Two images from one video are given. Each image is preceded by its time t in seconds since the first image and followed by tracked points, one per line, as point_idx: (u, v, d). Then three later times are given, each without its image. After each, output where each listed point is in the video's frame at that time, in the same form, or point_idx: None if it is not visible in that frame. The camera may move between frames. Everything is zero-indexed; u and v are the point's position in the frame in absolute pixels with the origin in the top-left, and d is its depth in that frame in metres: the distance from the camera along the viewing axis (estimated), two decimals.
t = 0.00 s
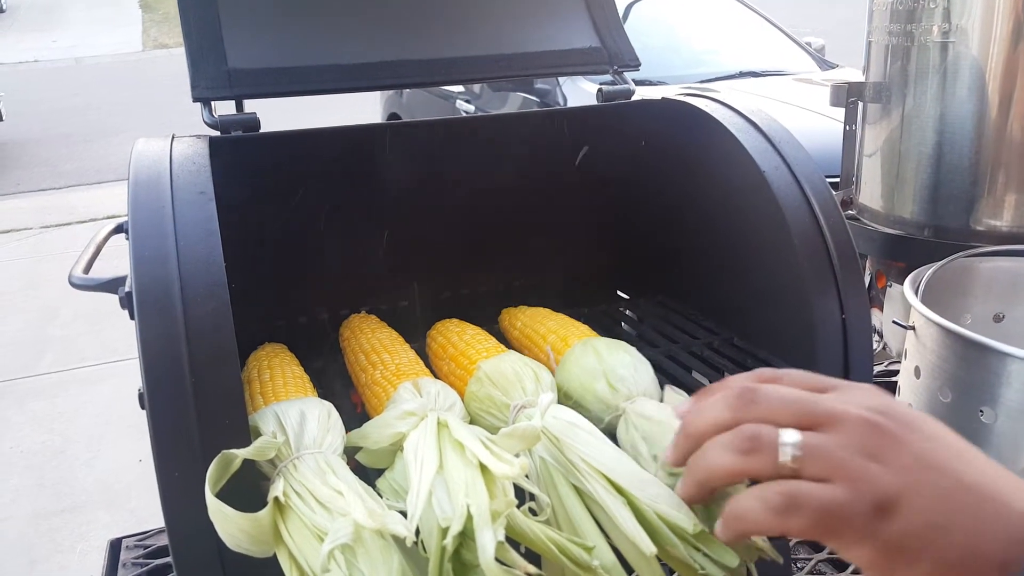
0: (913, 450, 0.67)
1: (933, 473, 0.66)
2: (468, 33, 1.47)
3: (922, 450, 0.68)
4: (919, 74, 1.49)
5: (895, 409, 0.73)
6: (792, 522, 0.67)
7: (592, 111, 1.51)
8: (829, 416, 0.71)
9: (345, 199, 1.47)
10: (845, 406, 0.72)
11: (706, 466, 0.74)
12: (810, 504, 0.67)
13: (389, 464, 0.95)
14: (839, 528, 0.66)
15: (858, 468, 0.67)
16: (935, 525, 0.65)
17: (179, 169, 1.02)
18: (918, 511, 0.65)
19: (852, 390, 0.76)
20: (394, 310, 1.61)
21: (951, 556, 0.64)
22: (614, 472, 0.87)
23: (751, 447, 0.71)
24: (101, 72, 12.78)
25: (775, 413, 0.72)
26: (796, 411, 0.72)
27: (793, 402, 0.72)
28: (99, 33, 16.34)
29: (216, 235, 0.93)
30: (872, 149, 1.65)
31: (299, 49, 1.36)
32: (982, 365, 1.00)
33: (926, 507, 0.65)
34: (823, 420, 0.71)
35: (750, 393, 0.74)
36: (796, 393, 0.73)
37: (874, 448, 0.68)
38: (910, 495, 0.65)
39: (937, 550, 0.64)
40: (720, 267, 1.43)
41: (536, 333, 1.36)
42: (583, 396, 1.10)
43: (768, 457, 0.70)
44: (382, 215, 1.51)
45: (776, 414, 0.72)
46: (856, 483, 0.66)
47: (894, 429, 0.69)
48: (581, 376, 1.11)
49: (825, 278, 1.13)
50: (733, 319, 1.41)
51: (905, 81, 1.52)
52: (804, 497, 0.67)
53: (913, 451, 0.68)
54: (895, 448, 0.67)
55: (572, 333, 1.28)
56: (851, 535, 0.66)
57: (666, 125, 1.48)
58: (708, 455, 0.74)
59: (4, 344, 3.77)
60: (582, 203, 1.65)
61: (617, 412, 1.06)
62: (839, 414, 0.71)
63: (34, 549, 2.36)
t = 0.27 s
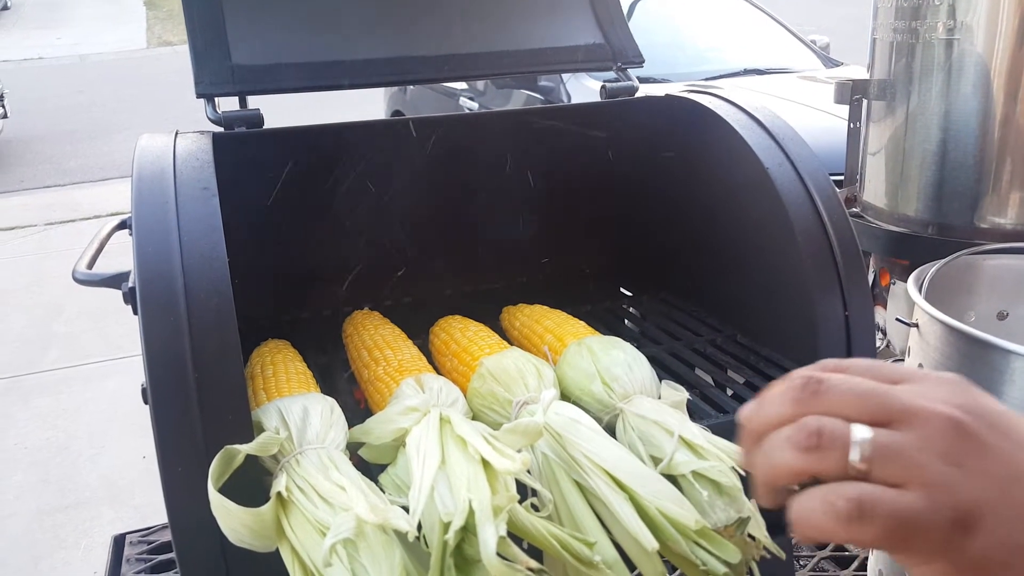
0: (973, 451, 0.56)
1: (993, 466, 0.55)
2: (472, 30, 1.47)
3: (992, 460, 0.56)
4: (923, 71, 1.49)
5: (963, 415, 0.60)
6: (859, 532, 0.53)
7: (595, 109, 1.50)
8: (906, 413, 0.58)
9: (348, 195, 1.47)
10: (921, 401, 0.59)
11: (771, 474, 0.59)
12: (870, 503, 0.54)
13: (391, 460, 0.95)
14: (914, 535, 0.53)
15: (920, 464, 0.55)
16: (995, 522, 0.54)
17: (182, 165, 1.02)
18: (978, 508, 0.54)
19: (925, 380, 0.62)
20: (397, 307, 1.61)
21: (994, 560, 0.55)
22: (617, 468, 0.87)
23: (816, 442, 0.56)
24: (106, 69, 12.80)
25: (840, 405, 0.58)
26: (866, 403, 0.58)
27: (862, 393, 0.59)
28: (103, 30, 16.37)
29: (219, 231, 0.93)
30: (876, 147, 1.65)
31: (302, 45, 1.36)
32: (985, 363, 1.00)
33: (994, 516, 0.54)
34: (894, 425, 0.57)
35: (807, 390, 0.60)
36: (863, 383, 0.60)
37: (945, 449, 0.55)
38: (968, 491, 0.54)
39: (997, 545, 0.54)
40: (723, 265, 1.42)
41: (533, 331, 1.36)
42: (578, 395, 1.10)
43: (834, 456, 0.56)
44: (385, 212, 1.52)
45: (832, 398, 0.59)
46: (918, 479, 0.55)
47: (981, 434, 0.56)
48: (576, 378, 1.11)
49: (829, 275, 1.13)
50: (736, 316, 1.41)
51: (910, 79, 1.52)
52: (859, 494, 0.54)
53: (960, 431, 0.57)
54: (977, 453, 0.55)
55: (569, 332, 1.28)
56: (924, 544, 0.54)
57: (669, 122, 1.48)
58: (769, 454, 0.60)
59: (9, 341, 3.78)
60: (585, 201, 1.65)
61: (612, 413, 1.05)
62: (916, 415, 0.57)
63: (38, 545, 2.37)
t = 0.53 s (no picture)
0: (1002, 536, 0.61)
1: None
2: (474, 29, 1.47)
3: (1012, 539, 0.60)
4: (927, 69, 1.48)
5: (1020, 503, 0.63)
6: None
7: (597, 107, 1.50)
8: (983, 529, 0.62)
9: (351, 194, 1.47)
10: (1000, 520, 0.62)
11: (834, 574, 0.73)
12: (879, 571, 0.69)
13: (393, 457, 0.95)
14: None
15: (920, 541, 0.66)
16: None
17: (185, 164, 1.02)
18: None
19: None
20: (399, 305, 1.62)
21: None
22: (617, 466, 0.87)
23: (873, 560, 0.69)
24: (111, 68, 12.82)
25: (904, 522, 0.67)
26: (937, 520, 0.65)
27: (921, 495, 0.68)
28: (108, 29, 16.40)
29: (221, 230, 0.93)
30: (880, 146, 1.64)
31: (305, 44, 1.36)
32: (987, 361, 1.00)
33: None
34: (918, 510, 0.67)
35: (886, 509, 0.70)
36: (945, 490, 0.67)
37: (939, 529, 0.65)
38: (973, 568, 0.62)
39: None
40: (725, 264, 1.42)
41: (535, 331, 1.37)
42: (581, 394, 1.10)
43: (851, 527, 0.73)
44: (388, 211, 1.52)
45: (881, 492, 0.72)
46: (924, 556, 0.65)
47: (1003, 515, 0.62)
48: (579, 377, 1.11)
49: (830, 273, 1.13)
50: (737, 315, 1.41)
51: (913, 77, 1.51)
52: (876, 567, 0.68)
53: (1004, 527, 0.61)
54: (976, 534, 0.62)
55: (570, 331, 1.28)
56: None
57: (672, 121, 1.47)
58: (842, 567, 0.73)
59: (14, 339, 3.80)
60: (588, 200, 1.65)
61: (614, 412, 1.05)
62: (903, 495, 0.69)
63: (43, 543, 2.38)
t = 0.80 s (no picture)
0: (939, 428, 0.66)
1: (947, 439, 0.65)
2: (473, 25, 1.47)
3: (935, 418, 0.67)
4: (929, 65, 1.48)
5: (928, 393, 0.70)
6: (774, 442, 0.68)
7: (598, 102, 1.49)
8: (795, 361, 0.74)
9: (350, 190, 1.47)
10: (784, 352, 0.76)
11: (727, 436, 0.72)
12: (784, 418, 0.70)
13: (392, 453, 0.95)
14: (818, 453, 0.67)
15: (851, 413, 0.67)
16: (906, 458, 0.65)
17: (183, 160, 1.02)
18: (910, 463, 0.64)
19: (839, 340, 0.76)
20: (400, 302, 1.62)
21: (943, 507, 0.64)
22: (616, 462, 0.86)
23: (770, 423, 0.68)
24: (113, 66, 12.82)
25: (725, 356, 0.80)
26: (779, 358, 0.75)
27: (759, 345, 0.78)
28: (110, 28, 16.41)
29: (219, 226, 0.93)
30: (881, 143, 1.64)
31: (303, 40, 1.36)
32: (990, 358, 0.99)
33: (911, 463, 0.64)
34: (880, 390, 0.69)
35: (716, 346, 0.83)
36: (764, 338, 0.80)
37: (842, 389, 0.69)
38: (880, 427, 0.66)
39: (908, 488, 0.64)
40: (725, 259, 1.42)
41: (534, 327, 1.36)
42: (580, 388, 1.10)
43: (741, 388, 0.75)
44: (387, 207, 1.52)
45: (750, 359, 0.77)
46: (863, 427, 0.66)
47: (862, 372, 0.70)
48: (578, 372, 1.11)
49: (831, 268, 1.13)
50: (738, 311, 1.41)
51: (915, 73, 1.51)
52: (794, 419, 0.68)
53: (941, 418, 0.67)
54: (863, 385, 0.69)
55: (570, 328, 1.28)
56: (831, 463, 0.66)
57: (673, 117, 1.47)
58: (726, 423, 0.73)
59: (17, 337, 3.80)
60: (589, 196, 1.65)
61: (614, 408, 1.05)
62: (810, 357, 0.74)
63: (46, 540, 2.39)
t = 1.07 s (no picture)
0: (885, 404, 0.77)
1: (892, 412, 0.76)
2: (473, 22, 1.46)
3: (883, 396, 0.77)
4: (929, 63, 1.47)
5: (869, 371, 0.81)
6: (739, 425, 0.80)
7: (597, 100, 1.49)
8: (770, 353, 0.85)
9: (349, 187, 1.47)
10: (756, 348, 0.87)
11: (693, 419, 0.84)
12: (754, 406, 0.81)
13: (387, 451, 0.95)
14: (778, 432, 0.79)
15: (806, 397, 0.80)
16: (857, 431, 0.76)
17: (179, 156, 1.02)
18: (863, 437, 0.76)
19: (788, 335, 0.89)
20: (398, 299, 1.62)
21: (893, 472, 0.75)
22: (611, 461, 0.86)
23: (733, 408, 0.80)
24: (115, 63, 12.81)
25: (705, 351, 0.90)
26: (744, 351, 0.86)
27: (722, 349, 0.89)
28: (112, 24, 16.40)
29: (215, 223, 0.93)
30: (881, 142, 1.63)
31: (301, 37, 1.36)
32: (988, 358, 0.99)
33: (863, 435, 0.76)
34: (829, 372, 0.81)
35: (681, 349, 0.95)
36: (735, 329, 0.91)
37: (798, 374, 0.82)
38: (834, 404, 0.78)
39: (862, 457, 0.76)
40: (723, 258, 1.42)
41: (538, 320, 1.37)
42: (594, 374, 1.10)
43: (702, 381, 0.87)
44: (386, 204, 1.51)
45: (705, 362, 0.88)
46: (820, 407, 0.78)
47: (822, 364, 0.82)
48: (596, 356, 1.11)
49: (829, 267, 1.12)
50: (735, 310, 1.41)
51: (915, 71, 1.50)
52: (755, 406, 0.80)
53: (890, 392, 0.78)
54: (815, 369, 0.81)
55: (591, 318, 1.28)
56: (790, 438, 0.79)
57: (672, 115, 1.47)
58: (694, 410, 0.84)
59: (18, 333, 3.81)
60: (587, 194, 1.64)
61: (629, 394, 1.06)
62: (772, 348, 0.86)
63: (46, 536, 2.39)
